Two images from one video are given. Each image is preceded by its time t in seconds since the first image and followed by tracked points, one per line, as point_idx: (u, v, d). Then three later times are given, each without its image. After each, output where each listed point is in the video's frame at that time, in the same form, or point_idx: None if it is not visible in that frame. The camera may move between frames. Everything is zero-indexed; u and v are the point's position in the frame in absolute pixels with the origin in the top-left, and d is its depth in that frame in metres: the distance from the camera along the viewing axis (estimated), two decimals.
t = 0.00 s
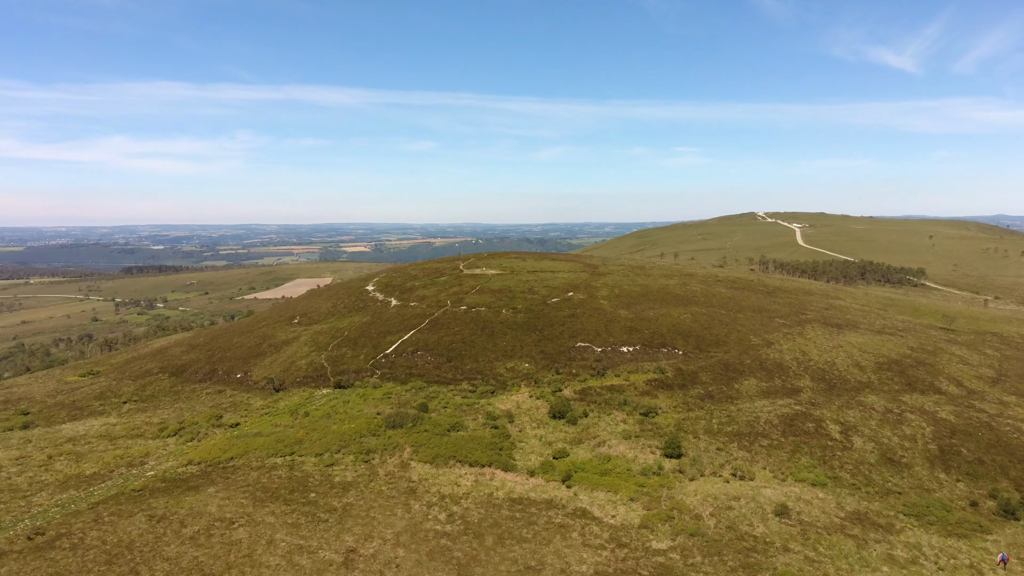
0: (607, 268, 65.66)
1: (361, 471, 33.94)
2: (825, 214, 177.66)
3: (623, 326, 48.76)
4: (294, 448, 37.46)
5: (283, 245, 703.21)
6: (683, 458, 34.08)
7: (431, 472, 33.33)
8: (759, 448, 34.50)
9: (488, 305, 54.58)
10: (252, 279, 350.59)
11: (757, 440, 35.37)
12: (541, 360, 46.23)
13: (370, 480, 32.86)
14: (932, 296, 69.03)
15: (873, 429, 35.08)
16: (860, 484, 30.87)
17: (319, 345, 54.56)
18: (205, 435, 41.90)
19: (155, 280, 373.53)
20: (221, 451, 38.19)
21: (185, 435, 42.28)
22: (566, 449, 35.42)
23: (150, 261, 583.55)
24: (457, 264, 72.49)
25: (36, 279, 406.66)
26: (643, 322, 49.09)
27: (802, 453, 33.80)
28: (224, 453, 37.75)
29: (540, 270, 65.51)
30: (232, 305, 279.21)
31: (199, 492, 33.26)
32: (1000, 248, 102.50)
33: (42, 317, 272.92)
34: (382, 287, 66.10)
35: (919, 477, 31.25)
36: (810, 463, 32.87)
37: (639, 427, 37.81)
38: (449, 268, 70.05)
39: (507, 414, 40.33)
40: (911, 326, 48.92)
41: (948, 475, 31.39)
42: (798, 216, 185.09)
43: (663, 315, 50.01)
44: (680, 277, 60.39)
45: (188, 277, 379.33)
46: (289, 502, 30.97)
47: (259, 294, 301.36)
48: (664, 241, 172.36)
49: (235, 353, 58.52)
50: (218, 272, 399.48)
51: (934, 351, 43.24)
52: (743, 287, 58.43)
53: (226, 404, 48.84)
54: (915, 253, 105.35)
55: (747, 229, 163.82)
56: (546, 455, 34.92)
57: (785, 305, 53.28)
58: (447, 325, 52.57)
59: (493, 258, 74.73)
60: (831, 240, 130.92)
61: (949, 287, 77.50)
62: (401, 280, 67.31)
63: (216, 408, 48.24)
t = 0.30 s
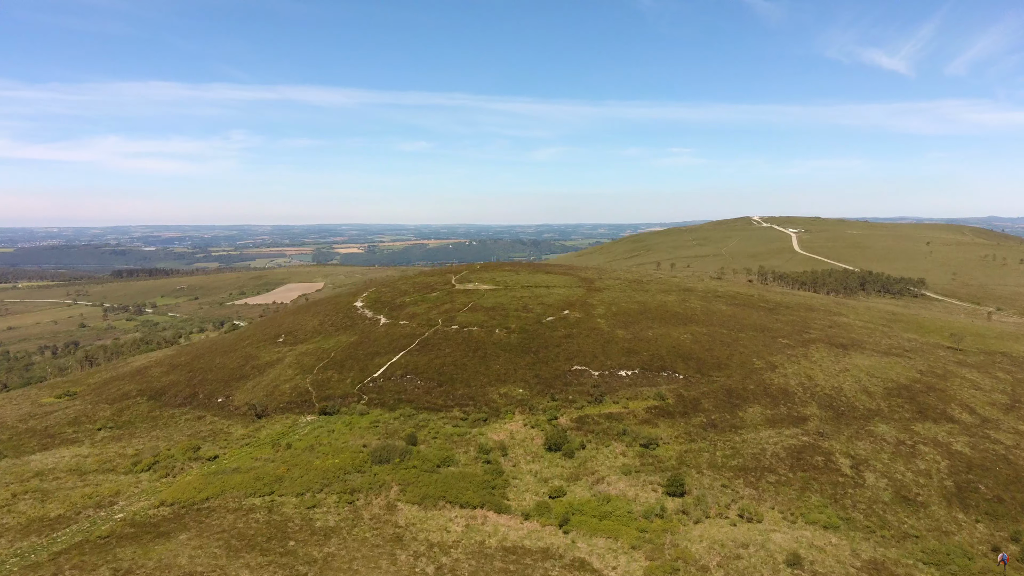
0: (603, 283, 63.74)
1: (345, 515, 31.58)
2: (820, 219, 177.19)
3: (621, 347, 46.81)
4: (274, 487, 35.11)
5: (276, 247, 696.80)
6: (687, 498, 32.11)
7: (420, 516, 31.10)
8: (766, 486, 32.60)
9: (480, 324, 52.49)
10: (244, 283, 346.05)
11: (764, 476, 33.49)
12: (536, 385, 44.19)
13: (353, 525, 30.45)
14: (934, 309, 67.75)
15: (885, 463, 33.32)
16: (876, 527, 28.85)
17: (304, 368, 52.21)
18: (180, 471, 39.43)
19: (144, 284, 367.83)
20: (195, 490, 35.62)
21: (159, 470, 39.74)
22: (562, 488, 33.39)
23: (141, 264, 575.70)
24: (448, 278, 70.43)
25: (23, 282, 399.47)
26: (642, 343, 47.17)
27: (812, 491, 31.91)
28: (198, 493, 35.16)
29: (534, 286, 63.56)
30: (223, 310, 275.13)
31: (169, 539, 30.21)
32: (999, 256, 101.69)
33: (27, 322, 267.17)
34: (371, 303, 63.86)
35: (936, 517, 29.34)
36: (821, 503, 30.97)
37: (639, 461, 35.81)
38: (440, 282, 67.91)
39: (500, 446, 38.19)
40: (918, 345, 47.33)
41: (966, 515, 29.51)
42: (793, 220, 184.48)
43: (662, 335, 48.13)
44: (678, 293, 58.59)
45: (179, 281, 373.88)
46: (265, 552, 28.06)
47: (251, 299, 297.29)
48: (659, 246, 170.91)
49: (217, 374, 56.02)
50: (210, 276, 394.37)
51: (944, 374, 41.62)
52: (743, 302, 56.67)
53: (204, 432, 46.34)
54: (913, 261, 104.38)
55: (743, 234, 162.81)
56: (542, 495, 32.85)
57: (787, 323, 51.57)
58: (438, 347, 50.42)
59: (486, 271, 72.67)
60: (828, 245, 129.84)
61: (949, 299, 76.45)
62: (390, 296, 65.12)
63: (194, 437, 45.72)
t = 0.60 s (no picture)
0: (601, 297, 61.85)
1: (330, 562, 28.94)
2: (817, 222, 176.46)
3: (621, 370, 44.89)
4: (255, 528, 32.67)
5: (269, 248, 690.84)
6: (694, 539, 29.87)
7: (410, 563, 28.75)
8: (777, 525, 30.42)
9: (475, 343, 50.47)
10: (236, 287, 341.82)
11: (774, 513, 31.41)
12: (533, 411, 42.21)
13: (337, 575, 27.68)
14: (938, 321, 66.36)
15: (902, 499, 31.46)
16: (895, 573, 26.41)
17: (290, 391, 49.97)
18: (157, 509, 37.06)
19: (134, 287, 362.34)
20: (171, 534, 32.84)
21: (134, 508, 37.25)
22: (561, 529, 31.22)
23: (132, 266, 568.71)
24: (442, 292, 68.36)
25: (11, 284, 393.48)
26: (643, 364, 45.30)
27: (825, 531, 29.77)
28: (174, 537, 32.37)
29: (531, 300, 61.60)
30: (215, 315, 271.20)
31: None
32: (999, 261, 100.83)
33: (14, 328, 262.05)
34: (362, 319, 61.66)
35: (958, 562, 27.13)
36: (835, 545, 28.78)
37: (642, 497, 33.77)
38: (434, 297, 65.78)
39: (496, 480, 36.09)
40: (928, 365, 45.68)
41: (989, 558, 27.34)
42: (790, 223, 183.65)
43: (664, 356, 46.26)
44: (679, 308, 56.74)
45: (170, 284, 369.00)
46: None
47: (243, 303, 293.45)
48: (656, 250, 169.36)
49: (200, 397, 53.66)
50: (202, 279, 389.66)
51: (958, 398, 39.97)
52: (746, 318, 54.89)
53: (185, 462, 43.98)
54: (913, 267, 103.27)
55: (740, 238, 161.66)
56: (541, 537, 30.71)
57: (792, 340, 49.85)
58: (430, 368, 48.35)
59: (481, 285, 70.67)
60: (826, 250, 128.70)
61: (952, 309, 75.32)
62: (382, 311, 62.92)
63: (173, 468, 43.30)
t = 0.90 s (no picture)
0: (599, 314, 60.06)
1: None
2: (813, 227, 175.83)
3: (622, 396, 42.99)
4: None
5: (263, 250, 684.45)
6: None
7: None
8: (790, 570, 27.61)
9: (469, 366, 48.47)
10: (229, 292, 337.86)
11: (786, 557, 28.66)
12: (530, 442, 40.20)
13: None
14: (943, 335, 65.11)
15: (921, 541, 29.19)
16: None
17: (276, 417, 47.76)
18: (131, 552, 34.40)
19: (124, 292, 356.83)
20: None
21: (105, 552, 34.45)
22: None
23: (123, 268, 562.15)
24: (436, 307, 66.32)
25: None
26: (644, 390, 43.45)
27: None
28: None
29: (527, 317, 59.65)
30: (207, 321, 267.15)
31: None
32: (999, 269, 100.10)
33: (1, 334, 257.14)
34: (352, 337, 59.48)
35: None
36: None
37: (645, 537, 31.25)
38: (427, 313, 63.75)
39: (491, 520, 33.77)
40: (939, 387, 44.05)
41: None
42: (786, 226, 182.90)
43: (666, 380, 44.42)
44: (680, 326, 54.99)
45: (162, 289, 364.24)
46: None
47: (236, 308, 289.79)
48: (652, 255, 168.05)
49: (182, 422, 51.33)
50: (194, 283, 385.01)
51: (972, 426, 38.27)
52: (749, 336, 53.20)
53: (163, 496, 41.51)
54: (913, 274, 102.17)
55: (737, 242, 160.60)
56: None
57: (798, 361, 48.12)
58: (423, 393, 46.31)
59: (476, 300, 68.72)
60: (824, 256, 127.64)
61: (955, 321, 74.17)
62: (373, 329, 60.73)
63: (150, 503, 40.73)
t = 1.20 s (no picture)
0: (599, 329, 58.22)
1: None
2: (811, 230, 175.08)
3: (623, 421, 41.13)
4: None
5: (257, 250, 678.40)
6: None
7: None
8: None
9: (464, 388, 46.47)
10: (223, 294, 334.13)
11: None
12: (527, 472, 38.04)
13: None
14: (949, 346, 63.81)
15: None
16: None
17: (262, 443, 45.51)
18: None
19: (115, 295, 352.04)
20: None
21: None
22: None
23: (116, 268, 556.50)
24: (429, 321, 64.19)
25: None
26: (646, 414, 41.60)
27: None
28: None
29: (524, 333, 57.67)
30: (199, 325, 263.52)
31: None
32: (1001, 274, 99.31)
33: None
34: (342, 355, 57.27)
35: None
36: None
37: None
38: (421, 328, 61.67)
39: (488, 560, 30.84)
40: (953, 410, 42.34)
41: None
42: (784, 230, 182.16)
43: (669, 404, 42.58)
44: (682, 343, 53.25)
45: (155, 291, 360.04)
46: None
47: (230, 312, 286.71)
48: (650, 258, 166.60)
49: (164, 448, 48.99)
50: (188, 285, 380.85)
51: (989, 454, 36.47)
52: (754, 353, 51.46)
53: (141, 531, 38.92)
54: (914, 281, 101.00)
55: (735, 246, 159.43)
56: None
57: (805, 380, 46.31)
58: (415, 419, 44.28)
59: (471, 313, 66.71)
60: (824, 261, 126.53)
61: (960, 330, 73.09)
62: (365, 346, 58.50)
63: (127, 539, 38.10)
